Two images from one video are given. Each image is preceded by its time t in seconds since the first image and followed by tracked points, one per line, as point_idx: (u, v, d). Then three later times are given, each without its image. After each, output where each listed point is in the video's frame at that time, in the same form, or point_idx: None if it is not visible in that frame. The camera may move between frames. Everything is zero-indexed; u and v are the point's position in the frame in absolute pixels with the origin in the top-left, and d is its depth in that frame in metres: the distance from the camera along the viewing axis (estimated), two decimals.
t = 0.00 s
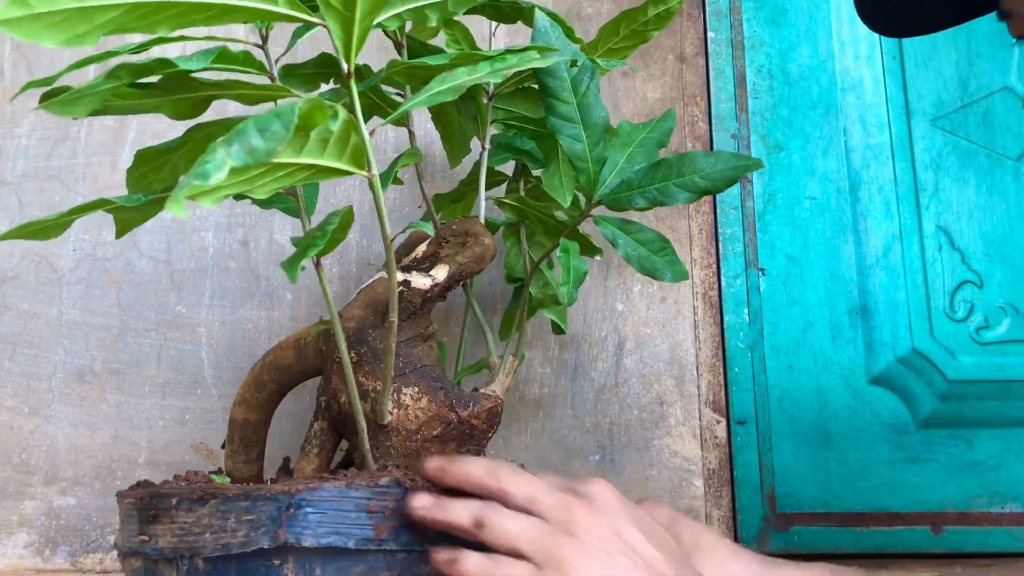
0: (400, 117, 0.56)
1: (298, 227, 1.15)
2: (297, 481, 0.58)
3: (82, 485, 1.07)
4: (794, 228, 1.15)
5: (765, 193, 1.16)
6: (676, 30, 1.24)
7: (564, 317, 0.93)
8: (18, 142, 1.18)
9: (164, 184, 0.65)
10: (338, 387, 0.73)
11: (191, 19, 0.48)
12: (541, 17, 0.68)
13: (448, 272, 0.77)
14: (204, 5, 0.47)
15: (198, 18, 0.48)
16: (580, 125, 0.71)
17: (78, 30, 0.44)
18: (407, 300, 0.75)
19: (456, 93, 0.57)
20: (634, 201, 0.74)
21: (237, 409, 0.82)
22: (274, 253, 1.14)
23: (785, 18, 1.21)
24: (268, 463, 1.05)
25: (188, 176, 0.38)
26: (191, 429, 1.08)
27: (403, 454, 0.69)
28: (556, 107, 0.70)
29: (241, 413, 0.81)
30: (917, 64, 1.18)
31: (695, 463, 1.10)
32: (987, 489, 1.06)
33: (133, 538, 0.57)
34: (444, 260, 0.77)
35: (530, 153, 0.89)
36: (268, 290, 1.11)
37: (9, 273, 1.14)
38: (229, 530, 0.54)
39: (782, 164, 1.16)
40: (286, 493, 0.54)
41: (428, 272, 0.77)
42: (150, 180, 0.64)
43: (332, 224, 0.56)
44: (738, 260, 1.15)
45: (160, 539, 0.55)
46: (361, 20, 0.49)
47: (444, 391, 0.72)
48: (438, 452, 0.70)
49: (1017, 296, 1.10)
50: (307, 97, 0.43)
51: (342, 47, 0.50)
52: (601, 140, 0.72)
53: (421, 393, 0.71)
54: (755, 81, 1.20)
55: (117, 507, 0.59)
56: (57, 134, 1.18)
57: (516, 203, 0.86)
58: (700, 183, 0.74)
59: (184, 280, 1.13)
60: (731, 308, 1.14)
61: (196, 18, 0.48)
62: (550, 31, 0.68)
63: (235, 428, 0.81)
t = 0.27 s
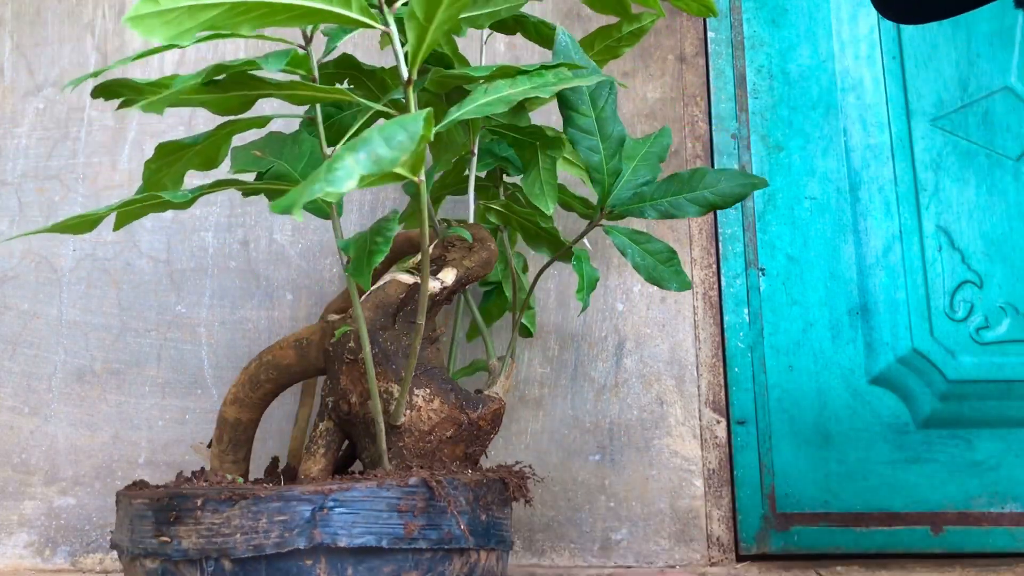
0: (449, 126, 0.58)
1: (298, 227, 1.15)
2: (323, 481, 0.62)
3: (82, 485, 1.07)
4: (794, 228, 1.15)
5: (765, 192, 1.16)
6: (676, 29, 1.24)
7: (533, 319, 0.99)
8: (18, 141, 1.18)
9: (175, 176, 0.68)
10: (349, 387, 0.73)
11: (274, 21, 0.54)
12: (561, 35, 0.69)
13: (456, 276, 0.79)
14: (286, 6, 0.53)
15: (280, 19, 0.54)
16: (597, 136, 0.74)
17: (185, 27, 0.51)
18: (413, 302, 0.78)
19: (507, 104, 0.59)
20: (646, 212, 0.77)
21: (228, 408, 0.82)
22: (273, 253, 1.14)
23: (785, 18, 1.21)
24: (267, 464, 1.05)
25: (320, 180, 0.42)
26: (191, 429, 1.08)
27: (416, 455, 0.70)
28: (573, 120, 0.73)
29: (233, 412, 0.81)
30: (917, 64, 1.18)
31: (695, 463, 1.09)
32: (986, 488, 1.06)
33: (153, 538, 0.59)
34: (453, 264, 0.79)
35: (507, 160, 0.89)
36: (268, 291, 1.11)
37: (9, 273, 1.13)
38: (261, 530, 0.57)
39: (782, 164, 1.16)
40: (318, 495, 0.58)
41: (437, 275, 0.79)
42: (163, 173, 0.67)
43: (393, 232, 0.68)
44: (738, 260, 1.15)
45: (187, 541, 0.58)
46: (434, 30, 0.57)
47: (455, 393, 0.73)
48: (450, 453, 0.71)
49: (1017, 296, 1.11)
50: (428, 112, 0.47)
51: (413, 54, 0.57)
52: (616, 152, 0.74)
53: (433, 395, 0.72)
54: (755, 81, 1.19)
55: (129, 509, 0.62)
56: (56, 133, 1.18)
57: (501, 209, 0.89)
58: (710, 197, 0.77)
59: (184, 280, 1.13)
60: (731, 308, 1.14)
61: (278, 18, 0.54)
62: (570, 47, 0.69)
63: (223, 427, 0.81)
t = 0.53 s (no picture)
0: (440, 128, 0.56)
1: (298, 226, 1.15)
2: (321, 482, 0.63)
3: (82, 485, 1.07)
4: (794, 228, 1.15)
5: (765, 192, 1.16)
6: (676, 29, 1.24)
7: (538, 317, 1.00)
8: (17, 142, 1.18)
9: (177, 176, 0.67)
10: (350, 386, 0.73)
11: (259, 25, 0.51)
12: (559, 34, 0.68)
13: (456, 275, 0.79)
14: (274, 7, 0.49)
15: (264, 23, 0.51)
16: (595, 135, 0.73)
17: (167, 30, 0.45)
18: (412, 304, 0.78)
19: (502, 103, 0.57)
20: (646, 211, 0.77)
21: (229, 408, 0.82)
22: (274, 253, 1.14)
23: (785, 18, 1.21)
24: (267, 463, 1.05)
25: (298, 183, 0.40)
26: (191, 429, 1.08)
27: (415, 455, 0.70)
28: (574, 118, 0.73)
29: (234, 412, 0.81)
30: (917, 64, 1.18)
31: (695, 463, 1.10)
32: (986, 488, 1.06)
33: (152, 537, 0.59)
34: (453, 263, 0.79)
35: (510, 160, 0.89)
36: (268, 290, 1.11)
37: (9, 273, 1.13)
38: (259, 531, 0.57)
39: (782, 164, 1.16)
40: (317, 495, 0.58)
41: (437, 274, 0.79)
42: (163, 174, 0.66)
43: (387, 230, 0.62)
44: (738, 260, 1.15)
45: (185, 540, 0.58)
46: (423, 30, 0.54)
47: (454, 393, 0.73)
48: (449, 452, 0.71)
49: (1017, 296, 1.11)
50: (411, 112, 0.45)
51: (403, 54, 0.54)
52: (615, 150, 0.74)
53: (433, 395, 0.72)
54: (755, 81, 1.19)
55: (127, 509, 0.61)
56: (56, 133, 1.18)
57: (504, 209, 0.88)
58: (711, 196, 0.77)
59: (184, 280, 1.13)
60: (731, 308, 1.14)
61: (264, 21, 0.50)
62: (568, 45, 0.68)
63: (225, 427, 0.81)
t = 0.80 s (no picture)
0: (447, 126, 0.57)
1: (298, 226, 1.15)
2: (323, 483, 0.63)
3: (82, 485, 1.07)
4: (793, 228, 1.15)
5: (765, 192, 1.16)
6: (676, 29, 1.24)
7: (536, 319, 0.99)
8: (17, 142, 1.18)
9: (176, 176, 0.67)
10: (351, 386, 0.73)
11: (265, 26, 0.50)
12: (560, 34, 0.68)
13: (457, 276, 0.79)
14: (284, 8, 0.49)
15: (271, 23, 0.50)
16: (596, 136, 0.74)
17: (178, 30, 0.46)
18: (414, 303, 0.78)
19: (506, 103, 0.57)
20: (647, 213, 0.76)
21: (228, 408, 0.82)
22: (274, 253, 1.14)
23: (785, 18, 1.21)
24: (267, 464, 1.05)
25: (315, 180, 0.41)
26: (191, 429, 1.08)
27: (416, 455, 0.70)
28: (576, 119, 0.73)
29: (233, 412, 0.80)
30: (917, 64, 1.18)
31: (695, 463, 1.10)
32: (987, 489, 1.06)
33: (154, 538, 0.58)
34: (455, 264, 0.79)
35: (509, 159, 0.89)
36: (268, 290, 1.11)
37: (9, 273, 1.13)
38: (263, 530, 0.57)
39: (782, 164, 1.16)
40: (320, 494, 0.59)
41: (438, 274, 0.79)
42: (163, 173, 0.66)
43: (394, 231, 0.62)
44: (738, 260, 1.15)
45: (188, 540, 0.57)
46: (433, 30, 0.55)
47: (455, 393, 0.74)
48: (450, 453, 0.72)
49: (1017, 296, 1.11)
50: (428, 115, 0.46)
51: (411, 57, 0.55)
52: (616, 152, 0.74)
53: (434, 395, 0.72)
54: (755, 81, 1.19)
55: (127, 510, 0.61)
56: (56, 133, 1.18)
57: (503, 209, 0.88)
58: (713, 198, 0.77)
59: (185, 280, 1.13)
60: (731, 308, 1.14)
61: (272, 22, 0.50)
62: (568, 47, 0.69)
63: (223, 427, 0.81)
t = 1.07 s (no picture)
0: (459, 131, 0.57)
1: (298, 226, 1.15)
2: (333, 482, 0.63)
3: (82, 485, 1.07)
4: (794, 228, 1.15)
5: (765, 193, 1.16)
6: (676, 29, 1.24)
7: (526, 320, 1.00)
8: (18, 142, 1.18)
9: (183, 175, 0.66)
10: (355, 386, 0.74)
11: (286, 27, 0.50)
12: (562, 39, 0.68)
13: (460, 277, 0.79)
14: (307, 9, 0.49)
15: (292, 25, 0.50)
16: (601, 140, 0.73)
17: (204, 32, 0.46)
18: (420, 303, 0.79)
19: (521, 106, 0.57)
20: (649, 217, 0.77)
21: (225, 407, 0.81)
22: (274, 252, 1.14)
23: (785, 18, 1.21)
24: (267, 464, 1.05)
25: (348, 184, 0.41)
26: (191, 429, 1.08)
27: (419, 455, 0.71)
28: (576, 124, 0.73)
29: (230, 412, 0.80)
30: (917, 64, 1.18)
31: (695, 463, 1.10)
32: (987, 489, 1.06)
33: (160, 538, 0.59)
34: (458, 265, 0.80)
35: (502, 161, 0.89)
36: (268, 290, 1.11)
37: (9, 273, 1.13)
38: (273, 531, 0.57)
39: (782, 164, 1.16)
40: (330, 495, 0.59)
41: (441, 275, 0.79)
42: (171, 172, 0.66)
43: (411, 233, 0.63)
44: (738, 260, 1.15)
45: (197, 540, 0.58)
46: (450, 35, 0.55)
47: (459, 393, 0.74)
48: (454, 453, 0.72)
49: (1018, 296, 1.10)
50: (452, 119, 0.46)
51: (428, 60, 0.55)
52: (619, 157, 0.74)
53: (438, 395, 0.73)
54: (755, 81, 1.19)
55: (131, 510, 0.61)
56: (56, 133, 1.18)
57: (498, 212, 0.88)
58: (713, 202, 0.77)
59: (185, 280, 1.13)
60: (731, 308, 1.14)
61: (293, 24, 0.50)
62: (571, 52, 0.69)
63: (220, 426, 0.81)
